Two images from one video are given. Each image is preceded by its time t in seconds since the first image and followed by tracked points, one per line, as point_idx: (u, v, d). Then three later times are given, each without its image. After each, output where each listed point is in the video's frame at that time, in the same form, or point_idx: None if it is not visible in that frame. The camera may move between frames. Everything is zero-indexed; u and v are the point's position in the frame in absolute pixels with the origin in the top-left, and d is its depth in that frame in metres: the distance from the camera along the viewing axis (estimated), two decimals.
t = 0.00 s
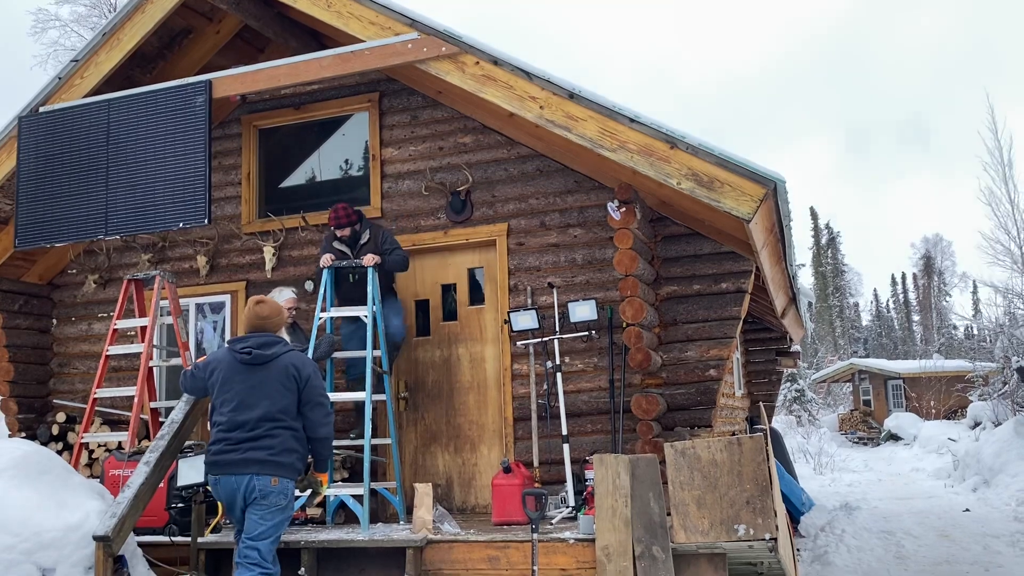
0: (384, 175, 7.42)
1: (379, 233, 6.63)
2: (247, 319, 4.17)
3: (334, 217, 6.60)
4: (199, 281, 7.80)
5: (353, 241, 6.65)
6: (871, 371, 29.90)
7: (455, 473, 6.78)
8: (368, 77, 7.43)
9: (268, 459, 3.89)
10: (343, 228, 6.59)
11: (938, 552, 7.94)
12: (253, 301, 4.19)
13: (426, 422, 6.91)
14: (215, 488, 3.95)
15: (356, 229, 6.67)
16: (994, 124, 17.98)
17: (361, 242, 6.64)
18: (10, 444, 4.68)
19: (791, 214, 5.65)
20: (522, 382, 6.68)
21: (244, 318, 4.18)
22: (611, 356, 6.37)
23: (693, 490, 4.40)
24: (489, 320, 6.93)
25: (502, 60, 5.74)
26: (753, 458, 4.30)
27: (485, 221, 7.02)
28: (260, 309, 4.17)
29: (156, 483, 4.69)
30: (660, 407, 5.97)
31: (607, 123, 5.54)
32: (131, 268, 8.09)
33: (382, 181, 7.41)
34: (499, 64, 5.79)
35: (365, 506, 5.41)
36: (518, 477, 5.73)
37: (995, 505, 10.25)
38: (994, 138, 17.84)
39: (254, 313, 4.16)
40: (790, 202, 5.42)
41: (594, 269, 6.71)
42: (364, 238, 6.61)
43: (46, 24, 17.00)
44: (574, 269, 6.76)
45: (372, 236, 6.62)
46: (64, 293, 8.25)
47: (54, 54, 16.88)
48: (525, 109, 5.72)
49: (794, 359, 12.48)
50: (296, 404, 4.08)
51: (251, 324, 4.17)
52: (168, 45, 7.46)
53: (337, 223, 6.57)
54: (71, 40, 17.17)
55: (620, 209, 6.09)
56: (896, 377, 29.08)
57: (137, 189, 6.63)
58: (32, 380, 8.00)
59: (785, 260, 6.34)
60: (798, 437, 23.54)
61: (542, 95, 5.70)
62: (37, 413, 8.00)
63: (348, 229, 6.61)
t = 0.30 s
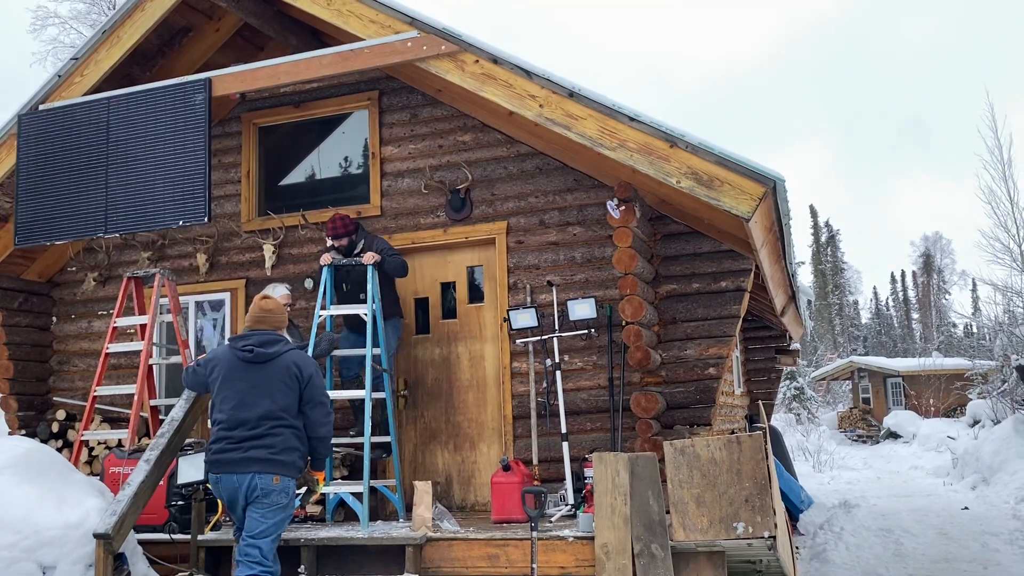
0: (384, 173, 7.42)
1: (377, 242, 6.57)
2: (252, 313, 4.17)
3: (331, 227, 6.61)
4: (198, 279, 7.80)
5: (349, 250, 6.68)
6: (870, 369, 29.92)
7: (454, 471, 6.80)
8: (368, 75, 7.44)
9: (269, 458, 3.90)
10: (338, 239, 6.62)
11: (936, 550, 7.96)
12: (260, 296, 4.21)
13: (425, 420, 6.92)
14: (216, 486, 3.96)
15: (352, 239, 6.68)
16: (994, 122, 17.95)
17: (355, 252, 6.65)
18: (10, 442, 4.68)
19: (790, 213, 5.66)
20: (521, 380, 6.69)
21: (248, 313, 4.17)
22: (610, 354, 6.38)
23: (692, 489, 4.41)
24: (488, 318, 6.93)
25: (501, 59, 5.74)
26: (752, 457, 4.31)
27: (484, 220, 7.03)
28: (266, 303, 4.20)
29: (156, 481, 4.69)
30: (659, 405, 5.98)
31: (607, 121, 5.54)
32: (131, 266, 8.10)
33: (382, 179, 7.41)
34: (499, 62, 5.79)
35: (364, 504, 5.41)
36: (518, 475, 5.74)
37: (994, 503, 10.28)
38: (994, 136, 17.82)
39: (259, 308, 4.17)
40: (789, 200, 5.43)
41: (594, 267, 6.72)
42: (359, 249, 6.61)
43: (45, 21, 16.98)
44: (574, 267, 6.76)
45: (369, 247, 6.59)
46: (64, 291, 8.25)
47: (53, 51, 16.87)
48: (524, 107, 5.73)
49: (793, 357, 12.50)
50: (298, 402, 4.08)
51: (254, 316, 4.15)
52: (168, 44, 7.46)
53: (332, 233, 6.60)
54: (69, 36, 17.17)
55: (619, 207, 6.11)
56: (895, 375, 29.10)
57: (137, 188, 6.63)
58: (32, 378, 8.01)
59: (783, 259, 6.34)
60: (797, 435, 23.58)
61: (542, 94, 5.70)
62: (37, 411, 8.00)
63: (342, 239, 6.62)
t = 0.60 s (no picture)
0: (384, 171, 7.42)
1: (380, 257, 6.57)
2: (253, 312, 4.16)
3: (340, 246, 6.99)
4: (198, 277, 7.80)
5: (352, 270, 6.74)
6: (870, 368, 29.93)
7: (454, 469, 6.80)
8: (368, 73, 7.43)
9: (272, 455, 3.90)
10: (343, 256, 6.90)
11: (936, 548, 7.96)
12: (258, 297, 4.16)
13: (425, 419, 6.93)
14: (217, 483, 3.95)
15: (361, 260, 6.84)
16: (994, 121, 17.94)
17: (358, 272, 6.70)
18: (9, 439, 4.68)
19: (790, 211, 5.66)
20: (521, 378, 6.69)
21: (250, 311, 4.16)
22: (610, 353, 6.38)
23: (691, 486, 4.41)
24: (488, 316, 6.93)
25: (502, 56, 5.74)
26: (752, 455, 4.31)
27: (484, 218, 7.02)
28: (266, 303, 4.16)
29: (156, 479, 4.68)
30: (659, 403, 5.97)
31: (607, 119, 5.54)
32: (131, 264, 8.10)
33: (382, 177, 7.41)
34: (499, 60, 5.79)
35: (365, 502, 5.41)
36: (518, 472, 5.74)
37: (993, 502, 10.28)
38: (994, 134, 17.81)
39: (260, 307, 4.15)
40: (789, 199, 5.44)
41: (594, 265, 6.72)
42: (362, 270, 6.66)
43: (45, 19, 16.97)
44: (574, 265, 6.76)
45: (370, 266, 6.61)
46: (64, 289, 8.25)
47: (53, 49, 16.87)
48: (524, 106, 5.73)
49: (792, 355, 12.50)
50: (300, 399, 4.09)
51: (256, 315, 4.15)
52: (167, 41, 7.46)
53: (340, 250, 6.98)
54: (69, 34, 17.17)
55: (619, 205, 6.12)
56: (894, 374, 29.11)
57: (137, 185, 6.63)
58: (32, 375, 8.02)
59: (783, 258, 6.34)
60: (797, 433, 23.59)
61: (542, 92, 5.70)
62: (37, 409, 8.00)
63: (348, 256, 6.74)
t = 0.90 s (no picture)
0: (383, 170, 7.41)
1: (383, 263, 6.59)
2: (251, 312, 4.15)
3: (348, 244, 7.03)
4: (197, 276, 7.79)
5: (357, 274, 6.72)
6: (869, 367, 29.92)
7: (453, 468, 6.80)
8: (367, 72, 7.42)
9: (270, 454, 3.89)
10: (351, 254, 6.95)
11: (935, 547, 7.96)
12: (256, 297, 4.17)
13: (424, 418, 6.92)
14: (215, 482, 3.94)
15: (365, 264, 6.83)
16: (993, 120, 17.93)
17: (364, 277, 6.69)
18: (9, 439, 4.68)
19: (790, 211, 5.66)
20: (521, 377, 6.68)
21: (247, 311, 4.15)
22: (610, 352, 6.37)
23: (690, 486, 4.40)
24: (487, 315, 6.93)
25: (501, 55, 5.73)
26: (752, 455, 4.30)
27: (483, 218, 7.01)
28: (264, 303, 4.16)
29: (155, 479, 4.68)
30: (659, 403, 5.96)
31: (607, 119, 5.53)
32: (130, 263, 8.09)
33: (381, 177, 7.40)
34: (498, 59, 5.78)
35: (364, 502, 5.40)
36: (517, 472, 5.73)
37: (993, 501, 10.28)
38: (995, 134, 17.80)
39: (258, 306, 4.15)
40: (789, 198, 5.44)
41: (593, 264, 6.71)
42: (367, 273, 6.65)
43: (45, 18, 16.97)
44: (573, 265, 6.75)
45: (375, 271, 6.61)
46: (63, 288, 8.24)
47: (53, 48, 16.86)
48: (524, 105, 5.72)
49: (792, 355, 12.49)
50: (298, 399, 4.09)
51: (253, 316, 4.14)
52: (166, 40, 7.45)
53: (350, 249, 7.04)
54: (69, 33, 17.17)
55: (618, 205, 6.12)
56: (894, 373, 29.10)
57: (136, 185, 6.62)
58: (31, 375, 8.01)
59: (783, 257, 6.34)
60: (796, 433, 23.58)
61: (541, 91, 5.69)
62: (36, 408, 7.99)
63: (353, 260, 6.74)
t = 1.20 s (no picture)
0: (384, 171, 7.43)
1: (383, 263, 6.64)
2: (251, 312, 4.15)
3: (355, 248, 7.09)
4: (198, 276, 7.80)
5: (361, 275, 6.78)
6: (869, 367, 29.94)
7: (453, 468, 6.81)
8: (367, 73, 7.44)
9: (266, 455, 3.90)
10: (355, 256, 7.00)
11: (935, 547, 7.97)
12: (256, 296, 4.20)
13: (424, 418, 6.94)
14: (212, 482, 3.96)
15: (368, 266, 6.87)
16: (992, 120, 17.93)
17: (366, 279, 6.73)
18: (10, 439, 4.69)
19: (789, 212, 5.68)
20: (521, 377, 6.70)
21: (247, 311, 4.15)
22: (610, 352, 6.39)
23: (690, 486, 4.42)
24: (487, 315, 6.94)
25: (501, 56, 5.74)
26: (751, 455, 4.32)
27: (483, 218, 7.02)
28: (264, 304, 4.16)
29: (155, 479, 4.69)
30: (658, 403, 5.97)
31: (606, 119, 5.55)
32: (130, 263, 8.10)
33: (381, 177, 7.41)
34: (498, 60, 5.79)
35: (364, 502, 5.41)
36: (517, 472, 5.75)
37: (993, 501, 10.29)
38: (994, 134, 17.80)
39: (258, 307, 4.14)
40: (788, 199, 5.45)
41: (593, 265, 6.72)
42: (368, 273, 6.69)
43: (45, 19, 16.97)
44: (573, 265, 6.77)
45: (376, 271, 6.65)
46: (63, 288, 8.25)
47: (53, 48, 16.86)
48: (523, 106, 5.73)
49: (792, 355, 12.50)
50: (295, 400, 4.10)
51: (252, 316, 4.13)
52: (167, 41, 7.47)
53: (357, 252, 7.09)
54: (70, 34, 17.18)
55: (618, 206, 6.14)
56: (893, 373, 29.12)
57: (136, 185, 6.63)
58: (32, 375, 8.03)
59: (782, 257, 6.35)
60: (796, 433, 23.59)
61: (541, 92, 5.70)
62: (37, 408, 8.00)
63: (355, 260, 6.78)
